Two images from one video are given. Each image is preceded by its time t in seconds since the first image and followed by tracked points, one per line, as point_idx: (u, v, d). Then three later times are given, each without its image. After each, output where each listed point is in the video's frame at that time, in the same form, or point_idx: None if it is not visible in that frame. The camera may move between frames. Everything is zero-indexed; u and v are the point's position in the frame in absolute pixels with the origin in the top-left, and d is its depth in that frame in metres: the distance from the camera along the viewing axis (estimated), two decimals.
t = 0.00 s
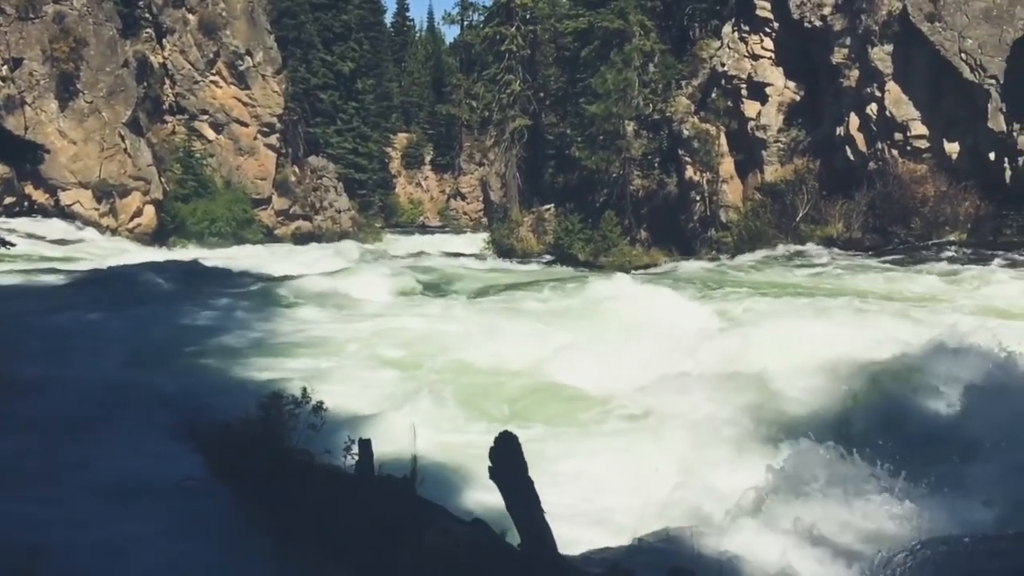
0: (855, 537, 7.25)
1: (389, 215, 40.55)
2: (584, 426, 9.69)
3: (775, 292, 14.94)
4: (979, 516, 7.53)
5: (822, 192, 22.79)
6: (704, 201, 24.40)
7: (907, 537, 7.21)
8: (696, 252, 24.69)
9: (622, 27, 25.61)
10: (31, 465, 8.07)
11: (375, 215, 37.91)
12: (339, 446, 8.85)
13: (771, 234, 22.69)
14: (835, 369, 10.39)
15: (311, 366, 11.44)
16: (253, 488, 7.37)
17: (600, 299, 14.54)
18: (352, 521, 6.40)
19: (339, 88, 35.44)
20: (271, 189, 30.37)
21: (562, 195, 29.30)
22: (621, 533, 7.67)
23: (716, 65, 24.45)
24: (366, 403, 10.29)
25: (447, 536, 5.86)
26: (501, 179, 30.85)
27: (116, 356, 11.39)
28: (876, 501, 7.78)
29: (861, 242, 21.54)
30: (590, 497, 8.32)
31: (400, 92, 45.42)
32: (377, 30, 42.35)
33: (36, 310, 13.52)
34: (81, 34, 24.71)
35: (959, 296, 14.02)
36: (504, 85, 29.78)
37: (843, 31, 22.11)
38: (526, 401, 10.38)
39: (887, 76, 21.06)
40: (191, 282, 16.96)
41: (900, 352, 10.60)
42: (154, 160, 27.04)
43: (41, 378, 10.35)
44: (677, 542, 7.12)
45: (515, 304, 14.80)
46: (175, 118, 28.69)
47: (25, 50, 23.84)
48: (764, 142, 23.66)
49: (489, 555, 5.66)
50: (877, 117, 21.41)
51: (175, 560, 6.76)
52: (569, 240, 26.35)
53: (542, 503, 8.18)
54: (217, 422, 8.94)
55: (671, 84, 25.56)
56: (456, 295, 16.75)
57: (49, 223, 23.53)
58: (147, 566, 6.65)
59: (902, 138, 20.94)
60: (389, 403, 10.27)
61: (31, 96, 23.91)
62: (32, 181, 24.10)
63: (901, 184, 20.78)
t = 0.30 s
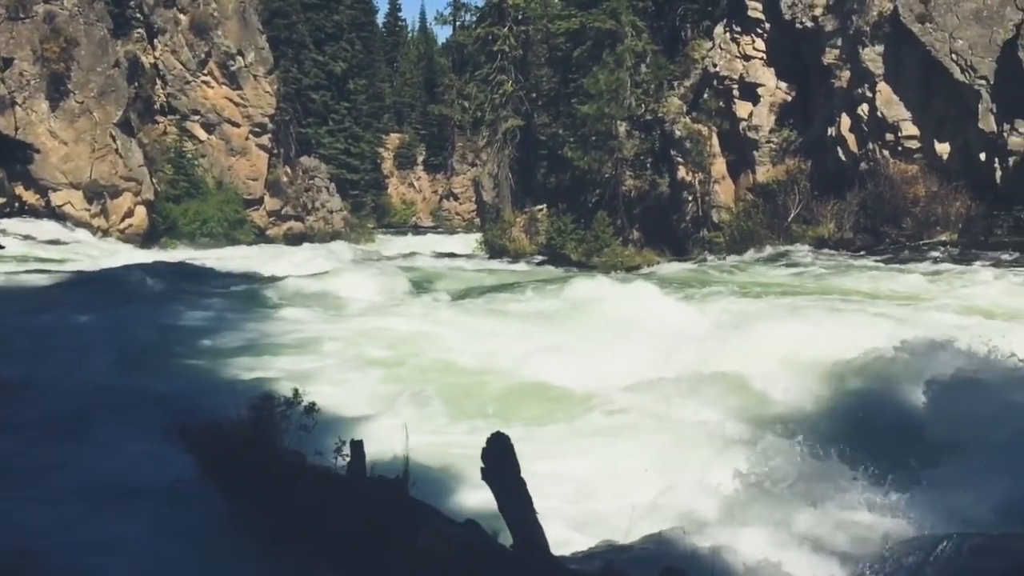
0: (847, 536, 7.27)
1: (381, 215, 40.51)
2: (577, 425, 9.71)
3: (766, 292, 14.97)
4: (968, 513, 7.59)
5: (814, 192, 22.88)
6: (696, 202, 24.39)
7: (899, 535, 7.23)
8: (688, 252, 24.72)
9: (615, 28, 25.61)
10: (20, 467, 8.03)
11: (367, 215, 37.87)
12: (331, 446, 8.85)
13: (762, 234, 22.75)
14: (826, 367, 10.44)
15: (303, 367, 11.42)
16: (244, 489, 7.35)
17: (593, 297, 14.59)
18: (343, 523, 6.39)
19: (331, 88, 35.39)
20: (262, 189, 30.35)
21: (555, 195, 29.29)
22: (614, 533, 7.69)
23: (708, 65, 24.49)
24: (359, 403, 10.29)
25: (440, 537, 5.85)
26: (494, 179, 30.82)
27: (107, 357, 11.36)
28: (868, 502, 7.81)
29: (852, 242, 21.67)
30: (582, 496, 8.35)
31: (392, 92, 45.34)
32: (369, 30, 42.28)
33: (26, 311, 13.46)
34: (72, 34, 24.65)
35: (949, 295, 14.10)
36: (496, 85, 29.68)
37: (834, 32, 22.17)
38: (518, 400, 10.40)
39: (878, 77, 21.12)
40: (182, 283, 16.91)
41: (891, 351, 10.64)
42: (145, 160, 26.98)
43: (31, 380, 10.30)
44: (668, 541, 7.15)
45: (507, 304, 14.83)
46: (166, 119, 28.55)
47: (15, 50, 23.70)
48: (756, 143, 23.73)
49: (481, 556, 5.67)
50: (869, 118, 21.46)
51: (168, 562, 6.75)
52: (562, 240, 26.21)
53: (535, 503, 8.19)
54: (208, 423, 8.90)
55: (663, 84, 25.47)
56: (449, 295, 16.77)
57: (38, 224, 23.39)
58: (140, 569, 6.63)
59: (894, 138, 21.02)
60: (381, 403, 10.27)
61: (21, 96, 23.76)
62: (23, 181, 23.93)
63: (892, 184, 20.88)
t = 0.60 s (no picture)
0: (840, 537, 7.28)
1: (375, 215, 40.44)
2: (568, 425, 9.72)
3: (760, 292, 15.01)
4: (962, 516, 7.64)
5: (806, 193, 22.96)
6: (689, 202, 24.42)
7: (892, 536, 7.24)
8: (681, 253, 24.77)
9: (607, 28, 25.63)
10: (10, 469, 7.99)
11: (360, 216, 37.85)
12: (323, 447, 8.84)
13: (755, 234, 22.81)
14: (817, 363, 10.46)
15: (295, 368, 11.39)
16: (238, 492, 7.32)
17: (587, 298, 14.61)
18: (338, 523, 6.37)
19: (324, 88, 35.35)
20: (254, 190, 30.27)
21: (548, 196, 29.31)
22: (607, 535, 7.69)
23: (701, 66, 24.53)
24: (352, 404, 10.27)
25: (433, 539, 5.83)
26: (487, 180, 30.82)
27: (98, 358, 11.31)
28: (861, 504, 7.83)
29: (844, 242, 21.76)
30: (575, 498, 8.36)
31: (386, 93, 45.32)
32: (362, 31, 42.26)
33: (17, 313, 13.39)
34: (63, 34, 24.52)
35: (937, 293, 14.19)
36: (489, 86, 29.60)
37: (826, 33, 22.20)
38: (512, 400, 10.40)
39: (870, 77, 21.20)
40: (174, 283, 16.87)
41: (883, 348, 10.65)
42: (136, 161, 26.85)
43: (20, 381, 10.24)
44: (665, 540, 7.18)
45: (501, 304, 14.85)
46: (158, 119, 28.53)
47: (6, 50, 23.62)
48: (749, 143, 23.78)
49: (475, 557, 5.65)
50: (860, 118, 21.53)
51: (159, 564, 6.71)
52: (556, 241, 26.46)
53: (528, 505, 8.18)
54: (200, 425, 8.86)
55: (656, 84, 25.49)
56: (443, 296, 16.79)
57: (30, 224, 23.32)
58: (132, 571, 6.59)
59: (885, 138, 21.09)
60: (374, 404, 10.26)
61: (12, 96, 23.69)
62: (13, 182, 23.83)
63: (884, 185, 20.95)
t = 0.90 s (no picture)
0: (834, 538, 7.28)
1: (368, 216, 39.86)
2: (562, 426, 9.72)
3: (754, 291, 14.98)
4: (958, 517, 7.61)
5: (800, 193, 23.01)
6: (682, 203, 24.50)
7: (888, 536, 7.24)
8: (674, 253, 24.80)
9: (601, 28, 25.65)
10: (4, 471, 7.97)
11: (354, 217, 37.82)
12: (318, 448, 8.83)
13: (748, 234, 22.87)
14: (816, 359, 10.41)
15: (289, 368, 11.37)
16: (232, 494, 7.27)
17: (583, 297, 14.61)
18: (333, 524, 6.34)
19: (317, 88, 35.29)
20: (248, 190, 30.19)
21: (542, 196, 29.32)
22: (602, 535, 7.67)
23: (694, 66, 24.56)
24: (345, 404, 10.26)
25: (427, 540, 5.81)
26: (480, 180, 30.78)
27: (92, 359, 11.29)
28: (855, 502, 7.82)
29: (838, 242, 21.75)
30: (570, 499, 8.37)
31: (380, 93, 45.29)
32: (355, 31, 42.20)
33: (10, 314, 13.34)
34: (56, 34, 24.44)
35: (930, 293, 14.23)
36: (483, 86, 29.45)
37: (819, 33, 22.28)
38: (505, 400, 10.38)
39: (863, 78, 21.25)
40: (169, 284, 16.84)
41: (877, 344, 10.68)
42: (129, 161, 26.77)
43: (12, 382, 10.21)
44: (660, 541, 7.20)
45: (496, 305, 14.85)
46: (151, 119, 28.38)
47: None
48: (742, 144, 23.81)
49: (468, 559, 5.64)
50: (853, 119, 21.56)
51: (152, 566, 6.69)
52: (549, 240, 26.25)
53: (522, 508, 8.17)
54: (192, 426, 8.83)
55: (650, 85, 25.49)
56: (438, 296, 16.80)
57: (22, 225, 23.26)
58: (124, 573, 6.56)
59: (878, 139, 21.15)
60: (368, 404, 10.25)
61: (5, 96, 23.65)
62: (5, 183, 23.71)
63: (877, 185, 21.00)
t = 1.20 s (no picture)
0: (831, 538, 7.29)
1: (365, 217, 39.79)
2: (558, 427, 9.71)
3: (750, 292, 14.97)
4: (957, 523, 7.62)
5: (795, 193, 23.02)
6: (679, 203, 24.52)
7: (885, 538, 7.24)
8: (670, 253, 24.87)
9: (597, 29, 25.66)
10: None
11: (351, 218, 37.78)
12: (314, 450, 8.84)
13: (744, 235, 22.90)
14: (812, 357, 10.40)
15: (285, 369, 11.35)
16: (227, 496, 7.24)
17: (580, 297, 14.60)
18: (329, 526, 6.33)
19: (314, 89, 35.26)
20: (244, 191, 30.16)
21: (539, 197, 29.26)
22: (599, 536, 7.67)
23: (690, 67, 24.58)
24: (341, 405, 10.25)
25: (421, 543, 5.80)
26: (477, 181, 30.61)
27: (88, 360, 11.28)
28: (851, 504, 7.83)
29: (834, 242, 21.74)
30: (566, 501, 8.37)
31: (376, 94, 45.31)
32: (351, 31, 42.14)
33: (6, 316, 13.32)
34: (50, 35, 24.35)
35: (925, 293, 14.24)
36: (480, 87, 29.43)
37: (815, 34, 22.27)
38: (501, 401, 10.37)
39: (858, 78, 21.31)
40: (165, 285, 16.84)
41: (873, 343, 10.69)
42: (125, 163, 26.70)
43: (7, 384, 10.20)
44: (655, 543, 7.19)
45: (494, 305, 14.86)
46: (147, 120, 28.36)
47: None
48: (738, 145, 23.84)
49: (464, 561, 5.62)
50: (849, 120, 21.63)
51: (146, 569, 6.68)
52: (545, 241, 26.32)
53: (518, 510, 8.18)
54: (188, 427, 8.82)
55: (646, 86, 25.42)
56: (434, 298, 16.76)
57: (18, 226, 23.23)
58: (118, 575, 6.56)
59: (874, 139, 21.18)
60: (364, 406, 10.24)
61: None
62: None
63: (873, 186, 21.05)
